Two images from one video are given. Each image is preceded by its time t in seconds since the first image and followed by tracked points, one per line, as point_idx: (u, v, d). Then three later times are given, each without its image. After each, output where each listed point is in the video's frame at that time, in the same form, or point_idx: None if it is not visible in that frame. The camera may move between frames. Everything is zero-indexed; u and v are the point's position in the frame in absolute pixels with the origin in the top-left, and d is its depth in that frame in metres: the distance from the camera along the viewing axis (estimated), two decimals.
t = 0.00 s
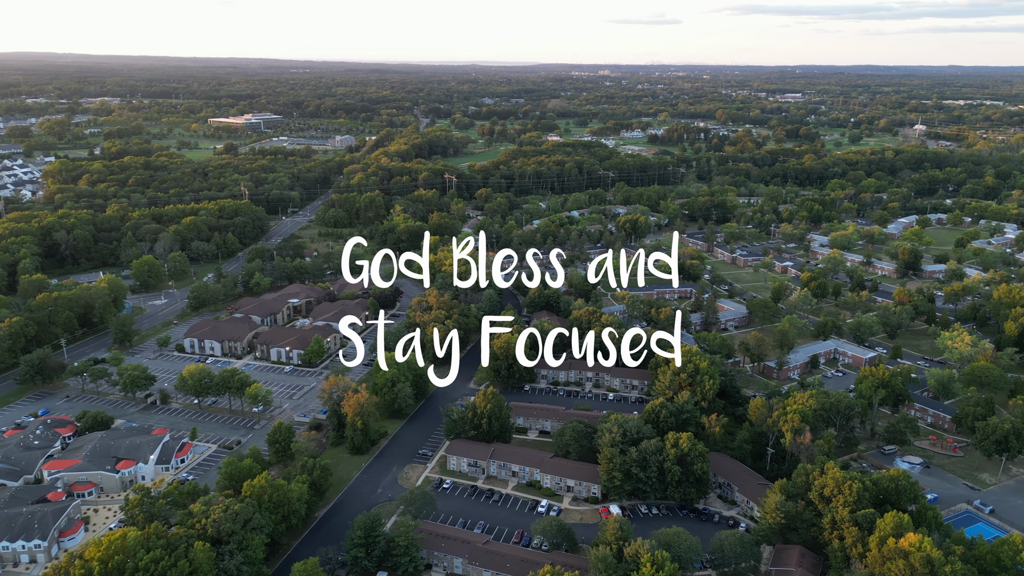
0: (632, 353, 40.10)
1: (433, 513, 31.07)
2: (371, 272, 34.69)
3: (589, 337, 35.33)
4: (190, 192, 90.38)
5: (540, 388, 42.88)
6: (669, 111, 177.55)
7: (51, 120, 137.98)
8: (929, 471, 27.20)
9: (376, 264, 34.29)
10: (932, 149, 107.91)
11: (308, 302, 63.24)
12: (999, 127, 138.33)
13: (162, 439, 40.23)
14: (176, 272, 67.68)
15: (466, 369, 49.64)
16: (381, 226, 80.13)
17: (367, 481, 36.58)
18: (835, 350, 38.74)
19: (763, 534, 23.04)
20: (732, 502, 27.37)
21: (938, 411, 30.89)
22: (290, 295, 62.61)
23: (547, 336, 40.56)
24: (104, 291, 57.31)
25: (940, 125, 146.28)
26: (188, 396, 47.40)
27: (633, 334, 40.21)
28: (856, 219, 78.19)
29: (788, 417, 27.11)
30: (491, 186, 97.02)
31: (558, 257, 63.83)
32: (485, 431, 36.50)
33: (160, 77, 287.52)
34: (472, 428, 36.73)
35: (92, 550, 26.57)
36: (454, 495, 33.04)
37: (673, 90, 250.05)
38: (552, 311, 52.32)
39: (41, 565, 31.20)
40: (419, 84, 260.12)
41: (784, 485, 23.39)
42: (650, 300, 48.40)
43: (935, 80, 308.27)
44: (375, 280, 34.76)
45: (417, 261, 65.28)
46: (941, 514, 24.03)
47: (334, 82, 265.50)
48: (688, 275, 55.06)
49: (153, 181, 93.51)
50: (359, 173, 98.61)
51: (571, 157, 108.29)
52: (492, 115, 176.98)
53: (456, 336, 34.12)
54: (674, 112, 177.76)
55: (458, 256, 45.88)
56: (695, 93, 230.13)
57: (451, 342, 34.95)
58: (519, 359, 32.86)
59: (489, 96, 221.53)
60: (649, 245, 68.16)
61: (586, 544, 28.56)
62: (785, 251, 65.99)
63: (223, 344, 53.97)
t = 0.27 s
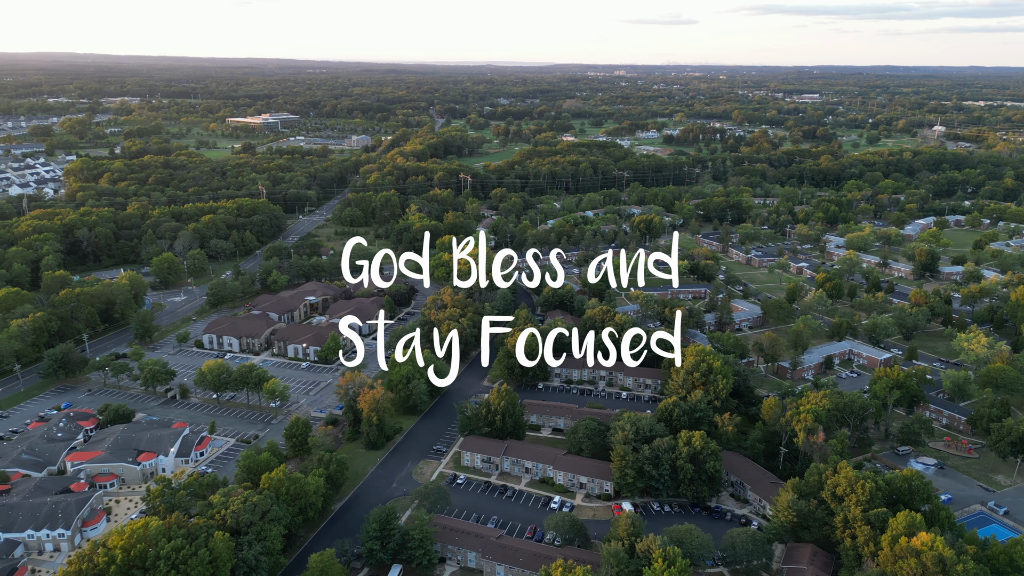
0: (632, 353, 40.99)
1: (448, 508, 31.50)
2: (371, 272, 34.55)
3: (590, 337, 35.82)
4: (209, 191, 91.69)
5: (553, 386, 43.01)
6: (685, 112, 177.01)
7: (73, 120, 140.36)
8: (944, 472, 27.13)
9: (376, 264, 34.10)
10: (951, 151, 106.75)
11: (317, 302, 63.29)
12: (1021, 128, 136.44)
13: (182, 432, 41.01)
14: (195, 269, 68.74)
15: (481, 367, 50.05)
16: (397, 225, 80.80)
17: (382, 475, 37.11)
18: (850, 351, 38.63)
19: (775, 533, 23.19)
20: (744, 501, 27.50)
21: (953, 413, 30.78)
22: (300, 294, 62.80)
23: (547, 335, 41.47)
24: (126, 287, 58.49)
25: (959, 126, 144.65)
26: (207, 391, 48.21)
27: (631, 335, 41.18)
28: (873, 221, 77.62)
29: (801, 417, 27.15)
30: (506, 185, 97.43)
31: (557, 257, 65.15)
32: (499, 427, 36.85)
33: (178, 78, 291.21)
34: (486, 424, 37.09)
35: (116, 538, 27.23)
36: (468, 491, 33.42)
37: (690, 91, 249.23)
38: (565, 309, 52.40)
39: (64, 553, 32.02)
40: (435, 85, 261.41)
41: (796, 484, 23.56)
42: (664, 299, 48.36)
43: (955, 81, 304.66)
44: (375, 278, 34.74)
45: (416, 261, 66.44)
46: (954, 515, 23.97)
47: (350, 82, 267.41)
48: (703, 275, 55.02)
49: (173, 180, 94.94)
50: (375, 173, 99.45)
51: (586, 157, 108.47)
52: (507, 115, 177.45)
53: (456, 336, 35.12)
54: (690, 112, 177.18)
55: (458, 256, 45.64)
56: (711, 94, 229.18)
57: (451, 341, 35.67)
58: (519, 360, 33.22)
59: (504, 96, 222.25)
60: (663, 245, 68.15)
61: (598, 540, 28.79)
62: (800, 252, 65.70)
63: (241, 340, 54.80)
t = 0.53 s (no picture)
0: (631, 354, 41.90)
1: (460, 503, 31.90)
2: (371, 272, 34.81)
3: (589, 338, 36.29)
4: (225, 189, 92.83)
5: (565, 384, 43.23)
6: (699, 112, 176.48)
7: (91, 120, 142.28)
8: (956, 473, 27.10)
9: (376, 263, 34.33)
10: (968, 151, 105.72)
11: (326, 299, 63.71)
12: None
13: (200, 426, 41.75)
14: (211, 267, 69.65)
15: (493, 364, 50.44)
16: (410, 224, 81.31)
17: (395, 471, 37.56)
18: (863, 351, 38.55)
19: (785, 530, 23.36)
20: (754, 499, 27.64)
21: (965, 413, 30.75)
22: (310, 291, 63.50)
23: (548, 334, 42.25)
24: (144, 284, 59.51)
25: (976, 127, 143.20)
26: (224, 387, 48.98)
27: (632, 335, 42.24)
28: (888, 221, 77.06)
29: (812, 416, 27.26)
30: (519, 185, 97.75)
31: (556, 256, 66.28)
32: (511, 424, 37.17)
33: (194, 79, 294.63)
34: (499, 421, 37.43)
35: (136, 528, 27.77)
36: (479, 487, 33.79)
37: (703, 91, 248.43)
38: (577, 309, 52.57)
39: (85, 543, 32.70)
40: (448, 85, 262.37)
41: (806, 483, 23.70)
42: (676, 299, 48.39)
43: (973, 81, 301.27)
44: (375, 278, 35.04)
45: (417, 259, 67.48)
46: (966, 515, 23.99)
47: (365, 83, 269.25)
48: (716, 275, 55.04)
49: (189, 179, 96.17)
50: (389, 173, 100.14)
51: (599, 157, 108.60)
52: (520, 116, 177.81)
53: (455, 338, 35.47)
54: (704, 112, 176.55)
55: (458, 256, 45.98)
56: (725, 94, 228.29)
57: (450, 341, 36.10)
58: (519, 359, 33.53)
59: (517, 96, 222.78)
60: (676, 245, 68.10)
61: (609, 536, 29.02)
62: (814, 252, 65.46)
63: (256, 337, 55.57)
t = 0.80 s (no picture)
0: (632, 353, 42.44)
1: (472, 498, 32.30)
2: (371, 272, 34.92)
3: (590, 336, 36.59)
4: (241, 188, 93.90)
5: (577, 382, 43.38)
6: (712, 112, 175.87)
7: (109, 120, 144.25)
8: (968, 473, 27.06)
9: (376, 264, 34.41)
10: (985, 152, 104.64)
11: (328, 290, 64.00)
12: None
13: (216, 421, 42.43)
14: (227, 265, 70.49)
15: (504, 362, 50.80)
16: (423, 224, 81.79)
17: (407, 466, 38.01)
18: (875, 352, 38.45)
19: (796, 528, 23.51)
20: (765, 498, 27.75)
21: (978, 414, 30.71)
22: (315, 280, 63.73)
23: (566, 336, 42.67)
24: (161, 281, 60.20)
25: (994, 127, 141.64)
26: (239, 382, 49.71)
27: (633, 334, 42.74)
28: (902, 222, 76.48)
29: (824, 415, 27.34)
30: (531, 185, 98.01)
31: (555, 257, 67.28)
32: (523, 421, 37.52)
33: (210, 78, 297.58)
34: (510, 418, 37.76)
35: (155, 519, 28.16)
36: (491, 483, 34.13)
37: (717, 91, 247.50)
38: (589, 308, 52.72)
39: (105, 534, 33.36)
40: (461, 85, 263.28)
41: (817, 481, 23.82)
42: (688, 298, 48.37)
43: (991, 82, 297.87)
44: (374, 278, 35.23)
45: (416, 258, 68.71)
46: (977, 515, 23.98)
47: (379, 82, 270.63)
48: (728, 274, 55.02)
49: (205, 178, 97.39)
50: (402, 172, 100.77)
51: (611, 157, 108.67)
52: (533, 116, 178.07)
53: (456, 338, 35.58)
54: (718, 113, 175.89)
55: (459, 257, 46.31)
56: (740, 94, 227.29)
57: (450, 343, 36.31)
58: (519, 358, 33.84)
59: (530, 96, 223.24)
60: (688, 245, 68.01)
61: (620, 533, 29.24)
62: (827, 253, 65.17)
63: (271, 334, 56.29)
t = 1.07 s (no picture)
0: (632, 353, 42.72)
1: (485, 494, 32.70)
2: (372, 272, 35.00)
3: (589, 337, 36.83)
4: (258, 187, 95.07)
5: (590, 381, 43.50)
6: (729, 112, 174.96)
7: (130, 119, 146.52)
8: (983, 475, 26.96)
9: (376, 264, 34.33)
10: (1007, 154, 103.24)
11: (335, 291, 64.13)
12: None
13: (234, 415, 43.20)
14: (245, 262, 71.42)
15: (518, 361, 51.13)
16: (439, 223, 82.31)
17: (422, 462, 38.49)
18: (891, 353, 38.29)
19: (808, 527, 23.64)
20: (778, 497, 27.85)
21: (994, 416, 30.57)
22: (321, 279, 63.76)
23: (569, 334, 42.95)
24: (180, 278, 61.32)
25: (1016, 129, 139.65)
26: (257, 378, 50.51)
27: (633, 334, 43.12)
28: (920, 224, 75.78)
29: (837, 415, 27.38)
30: (546, 185, 98.24)
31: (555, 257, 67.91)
32: (536, 419, 37.87)
33: (228, 78, 300.41)
34: (524, 415, 38.08)
35: (176, 509, 28.76)
36: (505, 479, 34.47)
37: (734, 91, 246.13)
38: (603, 307, 52.82)
39: (126, 524, 34.17)
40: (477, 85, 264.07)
41: (830, 481, 23.91)
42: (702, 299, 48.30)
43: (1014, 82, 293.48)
44: (374, 279, 35.38)
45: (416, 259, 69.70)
46: (991, 516, 23.91)
47: (394, 82, 272.15)
48: (743, 275, 54.93)
49: (224, 177, 98.76)
50: (418, 172, 101.48)
51: (627, 157, 108.62)
52: (549, 116, 178.23)
53: (456, 338, 35.78)
54: (734, 113, 174.94)
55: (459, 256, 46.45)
56: (757, 95, 225.95)
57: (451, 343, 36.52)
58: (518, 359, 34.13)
59: (545, 96, 223.50)
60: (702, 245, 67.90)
61: (632, 530, 29.45)
62: (843, 254, 64.76)
63: (288, 330, 57.10)
